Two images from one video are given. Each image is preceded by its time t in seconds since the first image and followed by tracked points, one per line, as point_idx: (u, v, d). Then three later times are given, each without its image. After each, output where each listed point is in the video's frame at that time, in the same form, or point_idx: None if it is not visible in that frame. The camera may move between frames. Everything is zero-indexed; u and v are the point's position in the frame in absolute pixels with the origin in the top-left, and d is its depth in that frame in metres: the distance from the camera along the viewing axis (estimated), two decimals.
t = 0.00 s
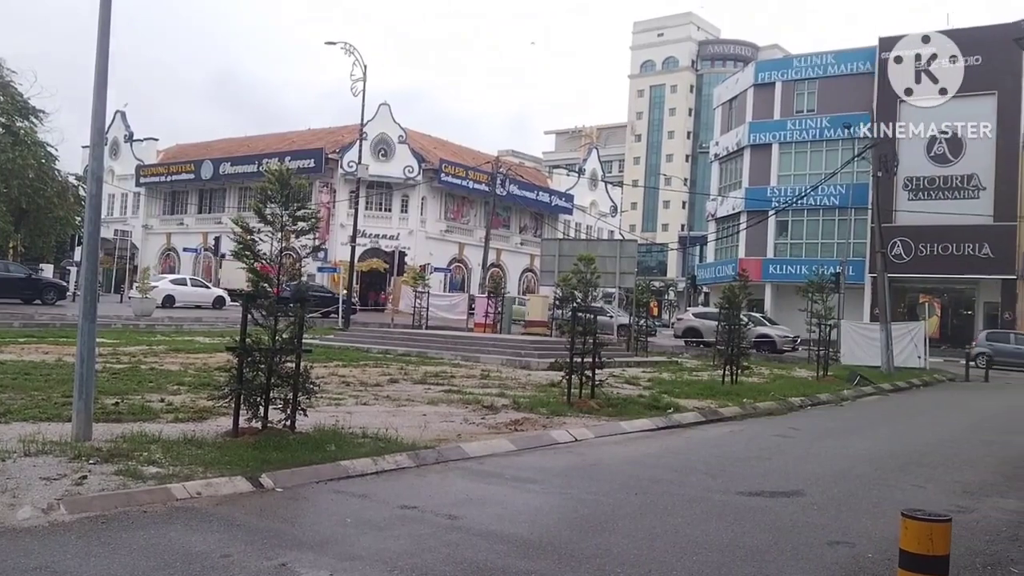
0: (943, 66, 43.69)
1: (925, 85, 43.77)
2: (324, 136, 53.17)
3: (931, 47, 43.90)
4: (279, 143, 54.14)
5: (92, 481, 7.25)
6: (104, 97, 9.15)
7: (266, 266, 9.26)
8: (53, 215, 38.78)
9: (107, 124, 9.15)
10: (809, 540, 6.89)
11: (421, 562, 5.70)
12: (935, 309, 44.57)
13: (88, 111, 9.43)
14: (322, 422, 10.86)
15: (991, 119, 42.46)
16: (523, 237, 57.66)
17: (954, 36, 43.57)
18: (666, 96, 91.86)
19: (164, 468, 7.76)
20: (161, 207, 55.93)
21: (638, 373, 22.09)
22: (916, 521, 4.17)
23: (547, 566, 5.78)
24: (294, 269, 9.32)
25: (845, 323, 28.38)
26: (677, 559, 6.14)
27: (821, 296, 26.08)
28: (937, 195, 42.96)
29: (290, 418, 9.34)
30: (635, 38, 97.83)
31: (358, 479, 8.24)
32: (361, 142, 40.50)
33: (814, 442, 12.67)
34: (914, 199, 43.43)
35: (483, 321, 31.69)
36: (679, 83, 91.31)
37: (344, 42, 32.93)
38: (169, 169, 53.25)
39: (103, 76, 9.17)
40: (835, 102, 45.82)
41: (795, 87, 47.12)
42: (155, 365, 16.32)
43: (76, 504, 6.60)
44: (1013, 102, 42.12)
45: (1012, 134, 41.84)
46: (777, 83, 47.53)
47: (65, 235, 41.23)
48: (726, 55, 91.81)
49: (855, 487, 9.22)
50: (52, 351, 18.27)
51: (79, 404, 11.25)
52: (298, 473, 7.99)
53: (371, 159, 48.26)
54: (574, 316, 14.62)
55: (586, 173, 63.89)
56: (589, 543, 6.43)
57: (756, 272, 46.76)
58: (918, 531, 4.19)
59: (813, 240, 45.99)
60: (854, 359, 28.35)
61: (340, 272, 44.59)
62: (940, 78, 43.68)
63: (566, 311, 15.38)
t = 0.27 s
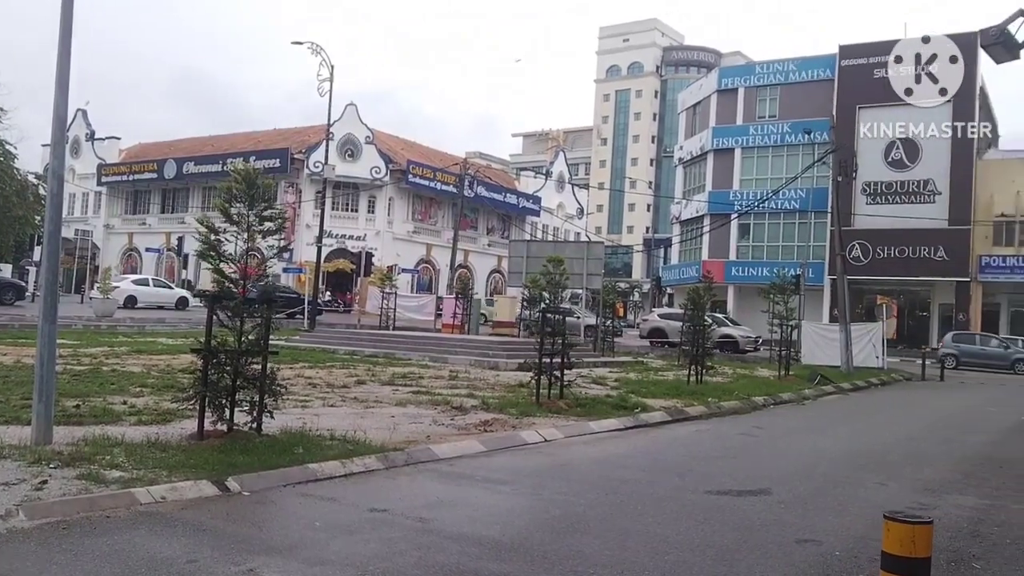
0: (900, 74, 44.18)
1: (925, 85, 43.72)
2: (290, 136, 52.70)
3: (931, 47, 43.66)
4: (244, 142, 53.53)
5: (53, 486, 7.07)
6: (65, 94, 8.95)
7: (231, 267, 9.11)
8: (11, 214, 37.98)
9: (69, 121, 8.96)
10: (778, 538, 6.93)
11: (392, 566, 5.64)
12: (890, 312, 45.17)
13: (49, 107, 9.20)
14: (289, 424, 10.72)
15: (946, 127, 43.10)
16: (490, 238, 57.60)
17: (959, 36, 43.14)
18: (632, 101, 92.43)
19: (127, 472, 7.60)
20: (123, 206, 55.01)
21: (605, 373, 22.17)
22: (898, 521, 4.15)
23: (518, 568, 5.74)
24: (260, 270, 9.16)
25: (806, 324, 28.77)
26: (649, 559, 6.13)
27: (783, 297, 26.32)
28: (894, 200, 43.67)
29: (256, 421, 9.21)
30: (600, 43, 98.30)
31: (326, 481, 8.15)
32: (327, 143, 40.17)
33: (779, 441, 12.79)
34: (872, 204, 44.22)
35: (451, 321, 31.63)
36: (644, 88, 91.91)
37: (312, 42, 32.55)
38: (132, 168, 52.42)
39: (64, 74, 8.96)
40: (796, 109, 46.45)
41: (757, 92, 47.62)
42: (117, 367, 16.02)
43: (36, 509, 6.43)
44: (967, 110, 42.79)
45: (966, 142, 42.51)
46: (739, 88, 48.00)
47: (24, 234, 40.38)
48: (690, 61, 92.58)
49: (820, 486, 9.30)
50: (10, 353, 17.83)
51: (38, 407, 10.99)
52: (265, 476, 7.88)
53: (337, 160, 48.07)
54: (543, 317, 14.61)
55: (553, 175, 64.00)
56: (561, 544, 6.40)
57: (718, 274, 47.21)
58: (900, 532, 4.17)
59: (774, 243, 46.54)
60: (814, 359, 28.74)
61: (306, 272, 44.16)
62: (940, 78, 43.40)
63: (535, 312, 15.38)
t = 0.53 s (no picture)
0: (857, 81, 44.70)
1: (925, 85, 44.18)
2: (256, 135, 52.12)
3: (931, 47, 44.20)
4: (209, 141, 52.83)
5: (11, 490, 6.87)
6: (24, 91, 8.73)
7: (197, 266, 8.94)
8: None
9: (29, 118, 8.73)
10: (748, 536, 6.95)
11: (362, 568, 5.56)
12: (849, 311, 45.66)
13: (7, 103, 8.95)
14: (255, 426, 10.55)
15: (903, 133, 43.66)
16: (458, 239, 57.42)
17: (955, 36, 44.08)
18: (599, 104, 92.78)
19: (89, 475, 7.41)
20: (84, 205, 54.01)
21: (573, 373, 22.16)
22: (879, 521, 4.42)
23: (488, 569, 5.69)
24: (226, 270, 9.00)
25: (768, 324, 29.08)
26: (620, 559, 6.11)
27: (746, 298, 26.46)
28: (853, 203, 44.37)
29: (222, 422, 9.05)
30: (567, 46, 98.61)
31: (294, 484, 8.03)
32: (293, 142, 39.79)
33: (746, 440, 12.86)
34: (832, 207, 44.91)
35: (419, 322, 31.50)
36: (610, 91, 92.34)
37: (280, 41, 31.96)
38: (94, 166, 51.49)
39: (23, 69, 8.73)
40: (758, 114, 46.94)
41: (721, 97, 48.01)
42: (77, 368, 15.66)
43: None
44: (922, 117, 43.29)
45: (921, 148, 43.10)
46: (704, 92, 48.36)
47: None
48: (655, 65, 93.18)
49: (788, 483, 9.37)
50: None
51: None
52: (231, 479, 7.73)
53: (304, 160, 47.80)
54: (512, 318, 14.54)
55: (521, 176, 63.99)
56: (533, 545, 6.35)
57: (683, 275, 47.55)
58: (881, 530, 4.44)
59: (737, 245, 46.94)
60: (778, 358, 29.03)
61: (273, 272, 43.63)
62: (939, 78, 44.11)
63: (504, 313, 15.34)
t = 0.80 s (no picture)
0: (825, 83, 45.27)
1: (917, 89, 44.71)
2: (226, 134, 51.67)
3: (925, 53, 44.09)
4: (178, 140, 52.29)
5: None
6: None
7: (167, 265, 8.87)
8: None
9: None
10: (719, 535, 7.05)
11: (334, 569, 5.55)
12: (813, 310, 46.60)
13: None
14: (226, 426, 10.48)
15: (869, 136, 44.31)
16: (428, 239, 57.30)
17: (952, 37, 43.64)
18: (569, 105, 93.11)
19: (59, 476, 7.33)
20: (52, 204, 53.22)
21: (544, 373, 22.22)
22: (860, 519, 4.29)
23: (463, 569, 5.71)
24: (196, 270, 8.91)
25: (736, 324, 29.42)
26: (594, 558, 6.16)
27: (715, 298, 26.82)
28: (820, 205, 45.02)
29: (192, 422, 8.99)
30: (538, 47, 98.81)
31: (266, 484, 8.00)
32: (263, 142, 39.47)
33: (716, 440, 13.00)
34: (800, 208, 45.50)
35: (389, 322, 31.49)
36: (581, 93, 92.64)
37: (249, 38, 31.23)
38: (62, 165, 50.77)
39: None
40: (726, 116, 47.37)
41: (690, 99, 48.39)
42: (45, 368, 15.45)
43: None
44: (888, 119, 43.92)
45: (887, 150, 43.80)
46: (673, 94, 48.73)
47: None
48: (625, 67, 93.64)
49: (757, 482, 9.49)
50: None
51: None
52: (203, 480, 7.69)
53: (273, 159, 47.55)
54: (484, 319, 14.54)
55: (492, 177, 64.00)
56: (506, 545, 6.38)
57: (653, 276, 47.90)
58: (861, 529, 4.31)
59: (706, 246, 47.33)
60: (745, 358, 29.35)
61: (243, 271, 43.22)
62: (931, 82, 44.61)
63: (477, 313, 15.33)
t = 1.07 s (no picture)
0: (799, 85, 45.70)
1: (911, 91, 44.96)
2: (200, 133, 51.25)
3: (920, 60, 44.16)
4: (153, 140, 51.79)
5: None
6: None
7: (141, 264, 8.82)
8: None
9: None
10: (694, 534, 7.12)
11: (311, 570, 5.56)
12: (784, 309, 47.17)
13: None
14: (201, 427, 10.41)
15: (842, 138, 44.83)
16: (404, 240, 57.15)
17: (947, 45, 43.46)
18: (545, 106, 93.26)
19: (33, 477, 7.26)
20: (24, 204, 52.49)
21: (520, 374, 22.26)
22: (838, 519, 4.34)
23: (441, 569, 5.74)
24: (170, 271, 8.89)
25: (710, 325, 29.63)
26: (571, 558, 6.21)
27: (690, 299, 27.01)
28: (794, 207, 45.39)
29: (168, 423, 8.93)
30: (513, 48, 98.88)
31: (243, 485, 7.97)
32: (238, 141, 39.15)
33: (691, 439, 13.10)
34: (773, 210, 45.87)
35: (365, 323, 31.32)
36: (557, 94, 92.80)
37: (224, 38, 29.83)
38: (34, 164, 50.12)
39: None
40: (700, 117, 47.72)
41: (665, 100, 48.69)
42: (18, 368, 15.26)
43: None
44: (861, 121, 44.43)
45: (860, 152, 44.30)
46: (648, 96, 49.00)
47: None
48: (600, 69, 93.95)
49: (732, 482, 9.59)
50: None
51: None
52: (179, 481, 7.65)
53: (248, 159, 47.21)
54: (460, 319, 14.55)
55: (467, 177, 63.94)
56: (484, 545, 6.41)
57: (628, 276, 48.16)
58: (839, 529, 4.36)
59: (680, 246, 47.64)
60: (720, 359, 29.59)
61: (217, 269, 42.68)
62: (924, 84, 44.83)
63: (453, 313, 15.32)
